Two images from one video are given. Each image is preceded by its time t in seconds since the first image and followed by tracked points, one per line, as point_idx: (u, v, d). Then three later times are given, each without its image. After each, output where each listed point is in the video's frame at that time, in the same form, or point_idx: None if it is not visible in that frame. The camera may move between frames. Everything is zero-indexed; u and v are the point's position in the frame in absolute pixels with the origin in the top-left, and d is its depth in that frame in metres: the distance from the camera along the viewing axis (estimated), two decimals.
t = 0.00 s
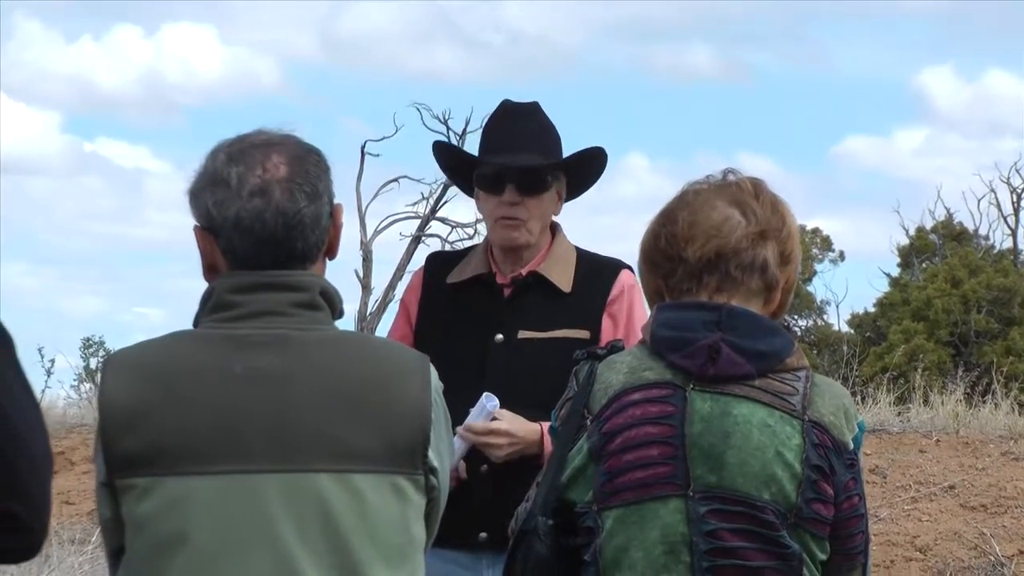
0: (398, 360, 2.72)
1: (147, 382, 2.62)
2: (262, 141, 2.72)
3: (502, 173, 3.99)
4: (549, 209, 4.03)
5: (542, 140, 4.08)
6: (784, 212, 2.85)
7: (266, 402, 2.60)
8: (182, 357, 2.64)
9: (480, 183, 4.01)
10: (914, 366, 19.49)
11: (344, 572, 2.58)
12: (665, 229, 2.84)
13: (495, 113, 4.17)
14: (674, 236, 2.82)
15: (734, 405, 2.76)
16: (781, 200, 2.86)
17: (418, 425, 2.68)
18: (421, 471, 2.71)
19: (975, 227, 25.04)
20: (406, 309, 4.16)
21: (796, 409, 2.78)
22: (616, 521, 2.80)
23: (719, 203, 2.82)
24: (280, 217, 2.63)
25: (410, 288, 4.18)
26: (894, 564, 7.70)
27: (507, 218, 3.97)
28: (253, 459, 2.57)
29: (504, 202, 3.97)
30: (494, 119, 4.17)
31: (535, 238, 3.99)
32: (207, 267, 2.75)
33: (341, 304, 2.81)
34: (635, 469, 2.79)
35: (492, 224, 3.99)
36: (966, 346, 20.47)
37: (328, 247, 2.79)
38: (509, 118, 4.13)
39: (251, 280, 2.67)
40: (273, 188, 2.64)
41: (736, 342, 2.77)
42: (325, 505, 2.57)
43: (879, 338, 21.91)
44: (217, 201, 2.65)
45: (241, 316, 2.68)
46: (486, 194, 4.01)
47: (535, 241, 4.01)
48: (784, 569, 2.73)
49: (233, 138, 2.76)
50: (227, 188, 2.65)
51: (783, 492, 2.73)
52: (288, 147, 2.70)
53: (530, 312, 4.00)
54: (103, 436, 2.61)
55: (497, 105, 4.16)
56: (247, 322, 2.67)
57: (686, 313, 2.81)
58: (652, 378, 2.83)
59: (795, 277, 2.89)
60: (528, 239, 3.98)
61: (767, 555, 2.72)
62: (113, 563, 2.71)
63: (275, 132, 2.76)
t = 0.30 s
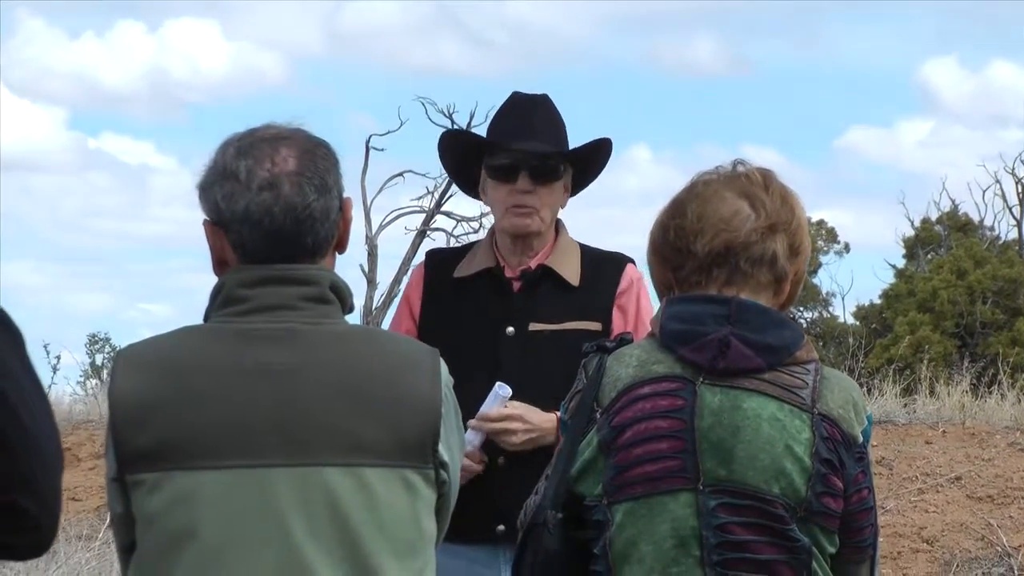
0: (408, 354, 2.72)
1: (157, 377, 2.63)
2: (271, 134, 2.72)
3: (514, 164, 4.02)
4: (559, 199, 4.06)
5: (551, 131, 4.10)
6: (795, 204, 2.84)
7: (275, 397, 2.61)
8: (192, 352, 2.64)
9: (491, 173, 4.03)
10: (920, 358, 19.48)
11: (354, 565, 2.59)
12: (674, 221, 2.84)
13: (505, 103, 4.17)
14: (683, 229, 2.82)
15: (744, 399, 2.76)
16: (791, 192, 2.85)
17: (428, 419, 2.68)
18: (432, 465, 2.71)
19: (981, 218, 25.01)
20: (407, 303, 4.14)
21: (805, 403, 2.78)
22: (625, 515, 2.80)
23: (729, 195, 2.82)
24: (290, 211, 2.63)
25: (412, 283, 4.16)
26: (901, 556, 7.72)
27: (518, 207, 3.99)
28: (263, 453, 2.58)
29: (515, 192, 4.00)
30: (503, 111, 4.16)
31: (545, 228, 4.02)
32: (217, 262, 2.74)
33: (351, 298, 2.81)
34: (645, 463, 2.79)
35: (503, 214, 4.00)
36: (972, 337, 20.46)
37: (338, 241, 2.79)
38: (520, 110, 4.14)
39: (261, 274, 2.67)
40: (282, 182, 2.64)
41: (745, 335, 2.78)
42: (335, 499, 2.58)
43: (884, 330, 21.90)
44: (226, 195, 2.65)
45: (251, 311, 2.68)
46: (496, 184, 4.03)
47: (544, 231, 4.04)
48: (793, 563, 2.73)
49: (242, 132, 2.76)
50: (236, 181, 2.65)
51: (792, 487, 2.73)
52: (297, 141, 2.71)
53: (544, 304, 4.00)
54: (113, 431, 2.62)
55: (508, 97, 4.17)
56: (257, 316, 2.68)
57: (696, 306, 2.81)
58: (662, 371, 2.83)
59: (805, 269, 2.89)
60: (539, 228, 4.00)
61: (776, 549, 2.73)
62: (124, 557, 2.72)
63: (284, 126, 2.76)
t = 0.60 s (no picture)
0: (412, 346, 2.72)
1: (162, 370, 2.64)
2: (276, 127, 2.73)
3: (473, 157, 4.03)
4: (523, 185, 4.01)
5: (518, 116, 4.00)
6: (804, 196, 2.85)
7: (279, 389, 2.62)
8: (195, 345, 2.66)
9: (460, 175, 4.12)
10: (924, 349, 19.49)
11: (359, 557, 2.60)
12: (685, 214, 2.85)
13: (478, 97, 4.13)
14: (693, 222, 2.83)
15: (754, 392, 2.77)
16: (800, 183, 2.86)
17: (433, 410, 2.68)
18: (437, 457, 2.71)
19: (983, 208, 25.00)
20: (409, 296, 4.14)
21: (815, 396, 2.80)
22: (636, 507, 2.82)
23: (739, 188, 2.83)
24: (294, 203, 2.64)
25: (412, 276, 4.15)
26: (907, 546, 7.73)
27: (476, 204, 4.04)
28: (267, 445, 2.59)
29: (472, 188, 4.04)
30: (479, 103, 4.12)
31: (507, 218, 4.01)
32: (223, 255, 2.76)
33: (357, 291, 2.83)
34: (655, 456, 2.80)
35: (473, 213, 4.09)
36: (975, 327, 20.47)
37: (345, 233, 2.79)
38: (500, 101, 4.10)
39: (268, 266, 2.68)
40: (286, 174, 2.65)
41: (755, 329, 2.79)
42: (339, 491, 2.59)
43: (888, 320, 21.91)
44: (230, 187, 2.66)
45: (257, 303, 2.69)
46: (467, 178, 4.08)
47: (509, 220, 4.02)
48: (803, 555, 2.75)
49: (248, 125, 2.77)
50: (241, 174, 2.66)
51: (802, 480, 2.74)
52: (302, 133, 2.71)
53: (543, 294, 4.01)
54: (118, 423, 2.63)
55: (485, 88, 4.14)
56: (263, 308, 2.69)
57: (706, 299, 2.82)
58: (672, 364, 2.84)
59: (814, 260, 2.90)
60: (498, 219, 4.01)
61: (786, 541, 2.74)
62: (132, 550, 2.73)
63: (290, 118, 2.77)
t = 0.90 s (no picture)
0: (414, 335, 2.72)
1: (163, 360, 2.64)
2: (279, 117, 2.72)
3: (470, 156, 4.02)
4: (529, 181, 4.01)
5: (516, 112, 4.03)
6: (815, 188, 2.85)
7: (280, 379, 2.62)
8: (197, 335, 2.66)
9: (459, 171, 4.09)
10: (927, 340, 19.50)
11: (360, 546, 2.60)
12: (695, 205, 2.85)
13: (470, 95, 4.14)
14: (704, 213, 2.83)
15: (762, 385, 2.78)
16: (811, 176, 2.86)
17: (435, 399, 2.68)
18: (440, 446, 2.71)
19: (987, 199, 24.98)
20: (410, 296, 4.14)
21: (823, 389, 2.80)
22: (642, 499, 2.82)
23: (750, 180, 2.83)
24: (295, 193, 2.63)
25: (413, 276, 4.15)
26: (910, 537, 7.75)
27: (483, 201, 4.02)
28: (268, 434, 2.60)
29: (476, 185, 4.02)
30: (472, 102, 4.13)
31: (515, 215, 4.01)
32: (225, 244, 2.75)
33: (359, 281, 2.81)
34: (663, 447, 2.81)
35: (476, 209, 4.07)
36: (978, 318, 20.46)
37: (348, 223, 2.78)
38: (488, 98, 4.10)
39: (271, 256, 2.68)
40: (288, 164, 2.64)
41: (764, 322, 2.79)
42: (339, 480, 2.59)
43: (891, 312, 21.91)
44: (232, 176, 2.65)
45: (260, 293, 2.69)
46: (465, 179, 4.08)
47: (517, 217, 4.02)
48: (808, 547, 2.76)
49: (250, 115, 2.76)
50: (243, 164, 2.65)
51: (809, 474, 2.75)
52: (304, 123, 2.70)
53: (539, 285, 4.02)
54: (120, 413, 2.64)
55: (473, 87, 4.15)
56: (266, 298, 2.68)
57: (713, 291, 2.82)
58: (680, 356, 2.85)
59: (825, 252, 2.90)
60: (506, 217, 4.00)
61: (791, 534, 2.75)
62: (136, 540, 2.74)
63: (292, 108, 2.76)
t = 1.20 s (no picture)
0: (415, 324, 2.72)
1: (163, 349, 2.64)
2: (279, 106, 2.71)
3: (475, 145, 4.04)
4: (530, 169, 4.01)
5: (526, 102, 4.00)
6: (821, 178, 2.85)
7: (280, 367, 2.62)
8: (197, 323, 2.65)
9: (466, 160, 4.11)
10: (931, 329, 19.48)
11: (361, 534, 2.60)
12: (700, 194, 2.85)
13: (483, 83, 4.12)
14: (710, 203, 2.83)
15: (767, 374, 2.78)
16: (817, 166, 2.86)
17: (435, 387, 2.68)
18: (441, 434, 2.71)
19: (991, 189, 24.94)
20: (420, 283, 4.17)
21: (828, 378, 2.80)
22: (647, 487, 2.82)
23: (756, 169, 2.82)
24: (295, 182, 2.62)
25: (423, 264, 4.18)
26: (914, 527, 7.75)
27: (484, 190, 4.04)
28: (268, 423, 2.59)
29: (478, 174, 4.04)
30: (484, 90, 4.11)
31: (515, 203, 4.01)
32: (225, 234, 2.74)
33: (360, 269, 2.81)
34: (668, 436, 2.81)
35: (480, 198, 4.08)
36: (982, 308, 20.44)
37: (348, 212, 2.78)
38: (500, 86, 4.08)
39: (271, 245, 2.67)
40: (289, 154, 2.63)
41: (770, 311, 2.79)
42: (340, 468, 2.59)
43: (895, 301, 21.91)
44: (232, 166, 2.64)
45: (261, 282, 2.69)
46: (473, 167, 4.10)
47: (518, 206, 4.02)
48: (812, 536, 2.77)
49: (251, 104, 2.75)
50: (243, 153, 2.64)
51: (814, 463, 2.75)
52: (304, 112, 2.69)
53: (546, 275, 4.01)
54: (120, 402, 2.64)
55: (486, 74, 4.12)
56: (267, 287, 2.68)
57: (718, 280, 2.82)
58: (686, 345, 2.84)
59: (830, 242, 2.90)
60: (506, 206, 4.01)
61: (795, 522, 2.75)
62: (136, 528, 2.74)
63: (293, 97, 2.75)
